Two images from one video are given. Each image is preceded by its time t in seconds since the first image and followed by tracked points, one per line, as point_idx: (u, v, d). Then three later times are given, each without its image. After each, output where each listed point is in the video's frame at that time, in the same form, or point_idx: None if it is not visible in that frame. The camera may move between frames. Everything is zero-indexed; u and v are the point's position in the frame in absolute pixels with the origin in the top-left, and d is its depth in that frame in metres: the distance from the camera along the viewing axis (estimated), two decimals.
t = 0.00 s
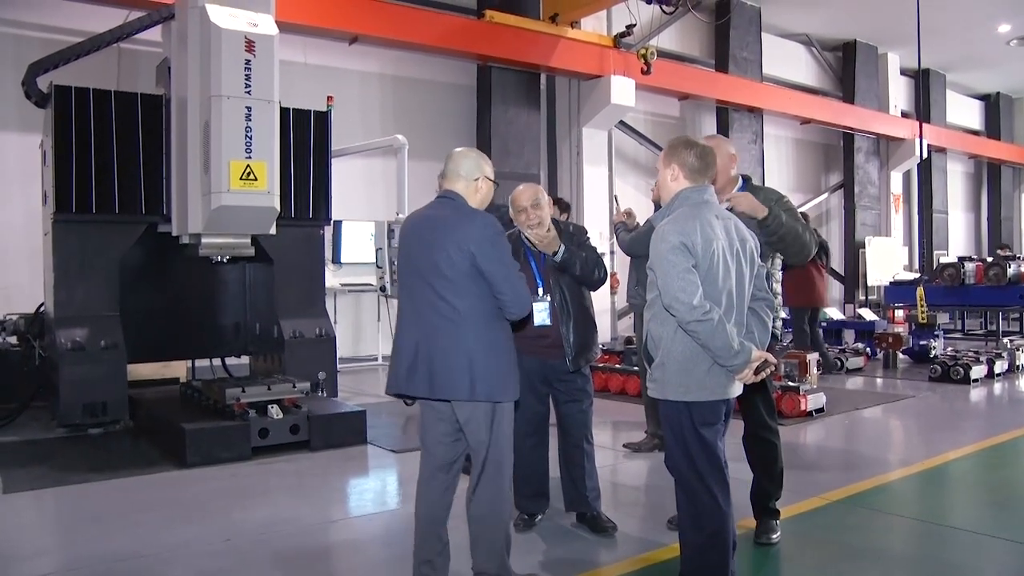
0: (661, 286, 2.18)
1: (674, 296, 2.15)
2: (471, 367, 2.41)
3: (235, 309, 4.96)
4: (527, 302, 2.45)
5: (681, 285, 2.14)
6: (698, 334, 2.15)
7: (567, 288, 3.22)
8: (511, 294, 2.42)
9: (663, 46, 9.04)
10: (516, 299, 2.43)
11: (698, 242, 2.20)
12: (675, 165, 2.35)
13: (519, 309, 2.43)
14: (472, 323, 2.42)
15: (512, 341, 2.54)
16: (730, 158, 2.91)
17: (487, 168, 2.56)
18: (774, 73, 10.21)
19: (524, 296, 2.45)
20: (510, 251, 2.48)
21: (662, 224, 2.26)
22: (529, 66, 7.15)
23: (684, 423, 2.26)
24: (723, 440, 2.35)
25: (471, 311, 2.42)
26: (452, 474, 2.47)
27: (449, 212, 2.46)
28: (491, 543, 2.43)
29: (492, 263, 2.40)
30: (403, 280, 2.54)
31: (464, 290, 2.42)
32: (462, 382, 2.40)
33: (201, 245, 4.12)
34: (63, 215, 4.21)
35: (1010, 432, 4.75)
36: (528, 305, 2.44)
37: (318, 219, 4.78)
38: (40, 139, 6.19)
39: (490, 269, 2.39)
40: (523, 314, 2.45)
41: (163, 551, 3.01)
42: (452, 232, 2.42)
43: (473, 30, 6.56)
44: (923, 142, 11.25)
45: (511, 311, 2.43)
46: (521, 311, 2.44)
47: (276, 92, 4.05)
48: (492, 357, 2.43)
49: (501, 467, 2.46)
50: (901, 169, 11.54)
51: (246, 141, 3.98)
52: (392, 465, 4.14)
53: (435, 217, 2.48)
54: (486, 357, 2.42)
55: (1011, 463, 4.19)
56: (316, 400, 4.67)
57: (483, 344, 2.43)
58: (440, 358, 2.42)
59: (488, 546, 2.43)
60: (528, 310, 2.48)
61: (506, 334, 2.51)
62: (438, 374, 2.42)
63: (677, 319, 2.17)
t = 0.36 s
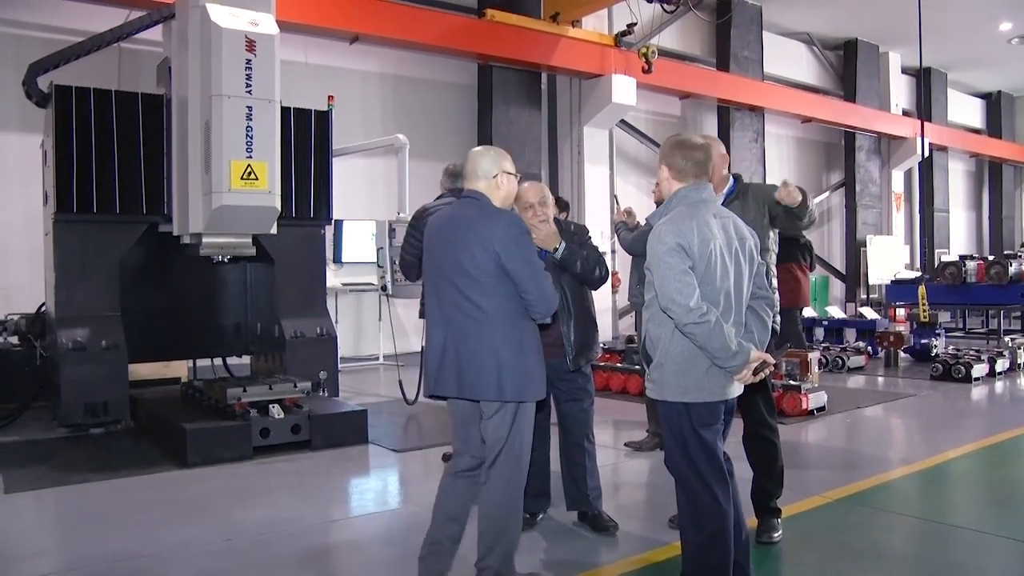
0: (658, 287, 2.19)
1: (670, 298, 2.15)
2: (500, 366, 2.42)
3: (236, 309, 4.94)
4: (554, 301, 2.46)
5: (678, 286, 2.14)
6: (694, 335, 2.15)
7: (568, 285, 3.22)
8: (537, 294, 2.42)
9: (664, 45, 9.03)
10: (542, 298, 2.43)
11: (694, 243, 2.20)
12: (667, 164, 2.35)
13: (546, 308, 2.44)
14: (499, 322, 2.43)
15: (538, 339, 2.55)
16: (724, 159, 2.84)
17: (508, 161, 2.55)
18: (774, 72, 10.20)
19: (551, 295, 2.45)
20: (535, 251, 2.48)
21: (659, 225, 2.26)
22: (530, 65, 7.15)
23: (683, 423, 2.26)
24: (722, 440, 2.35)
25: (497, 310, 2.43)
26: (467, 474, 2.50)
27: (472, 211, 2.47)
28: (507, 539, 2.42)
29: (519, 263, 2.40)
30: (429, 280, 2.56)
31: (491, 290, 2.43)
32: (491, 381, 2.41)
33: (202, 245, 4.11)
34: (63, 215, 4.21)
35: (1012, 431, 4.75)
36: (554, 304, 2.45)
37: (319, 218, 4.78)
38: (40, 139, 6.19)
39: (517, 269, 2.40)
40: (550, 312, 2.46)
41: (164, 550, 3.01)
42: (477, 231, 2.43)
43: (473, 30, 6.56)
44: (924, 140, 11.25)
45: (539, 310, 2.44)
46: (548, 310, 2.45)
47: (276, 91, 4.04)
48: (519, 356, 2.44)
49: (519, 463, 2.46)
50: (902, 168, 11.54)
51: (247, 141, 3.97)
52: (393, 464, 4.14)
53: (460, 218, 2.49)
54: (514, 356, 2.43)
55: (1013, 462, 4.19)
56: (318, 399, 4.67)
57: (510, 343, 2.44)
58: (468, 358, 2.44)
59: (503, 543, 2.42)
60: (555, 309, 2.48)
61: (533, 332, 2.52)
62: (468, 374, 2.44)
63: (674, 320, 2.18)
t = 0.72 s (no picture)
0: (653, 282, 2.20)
1: (662, 291, 2.16)
2: (497, 364, 2.41)
3: (237, 307, 4.93)
4: (556, 301, 2.43)
5: (673, 284, 2.14)
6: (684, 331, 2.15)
7: (571, 284, 3.22)
8: (538, 292, 2.41)
9: (664, 42, 9.02)
10: (543, 297, 2.41)
11: (692, 241, 2.20)
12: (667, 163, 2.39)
13: (547, 307, 2.42)
14: (500, 320, 2.43)
15: (545, 339, 2.53)
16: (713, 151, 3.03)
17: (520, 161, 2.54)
18: (775, 69, 10.18)
19: (553, 294, 2.43)
20: (540, 250, 2.47)
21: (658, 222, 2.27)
22: (530, 63, 7.14)
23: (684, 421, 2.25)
24: (721, 439, 2.34)
25: (497, 307, 2.43)
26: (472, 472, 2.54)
27: (481, 209, 2.50)
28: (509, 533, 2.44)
29: (520, 261, 2.39)
30: (439, 276, 2.60)
31: (492, 287, 2.43)
32: (487, 378, 2.41)
33: (202, 243, 4.11)
34: (64, 215, 4.21)
35: (1015, 427, 4.74)
36: (556, 306, 2.42)
37: (319, 216, 4.77)
38: (41, 137, 6.19)
39: (517, 267, 2.39)
40: (551, 311, 2.43)
41: (165, 549, 3.01)
42: (483, 228, 2.46)
43: (473, 28, 6.55)
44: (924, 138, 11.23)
45: (539, 309, 2.42)
46: (550, 310, 2.43)
47: (276, 89, 4.04)
48: (517, 355, 2.43)
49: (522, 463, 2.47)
50: (902, 165, 11.53)
51: (247, 139, 3.97)
52: (394, 462, 4.15)
53: (470, 215, 2.52)
54: (513, 354, 2.43)
55: (1014, 459, 4.18)
56: (319, 397, 4.66)
57: (509, 341, 2.43)
58: (466, 353, 2.45)
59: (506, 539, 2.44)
60: (558, 309, 2.45)
61: (538, 332, 2.50)
62: (466, 370, 2.45)
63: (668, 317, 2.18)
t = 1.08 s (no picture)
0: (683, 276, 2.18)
1: (693, 285, 2.15)
2: (469, 356, 2.46)
3: (238, 304, 4.87)
4: (520, 297, 2.38)
5: (703, 279, 2.13)
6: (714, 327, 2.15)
7: (573, 284, 3.26)
8: (502, 288, 2.39)
9: (664, 39, 9.00)
10: (508, 293, 2.38)
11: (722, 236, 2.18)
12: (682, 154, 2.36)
13: (511, 303, 2.38)
14: (476, 314, 2.47)
15: (528, 336, 2.50)
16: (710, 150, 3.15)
17: (518, 158, 2.57)
18: (775, 65, 10.17)
19: (519, 291, 2.39)
20: (511, 245, 2.44)
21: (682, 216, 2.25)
22: (530, 59, 7.13)
23: (699, 413, 2.25)
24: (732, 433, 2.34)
25: (473, 301, 2.47)
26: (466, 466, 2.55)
27: (469, 206, 2.55)
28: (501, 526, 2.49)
29: (487, 256, 2.40)
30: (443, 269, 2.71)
31: (470, 281, 2.48)
32: (459, 370, 2.47)
33: (202, 240, 4.11)
34: (65, 212, 4.20)
35: (1016, 424, 4.73)
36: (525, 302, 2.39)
37: (319, 213, 4.76)
38: (41, 135, 6.19)
39: (483, 261, 2.41)
40: (515, 307, 2.39)
41: (166, 547, 3.01)
42: (465, 224, 2.51)
43: (473, 24, 6.53)
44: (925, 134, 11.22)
45: (504, 305, 2.39)
46: (514, 306, 2.39)
47: (277, 85, 4.03)
48: (490, 350, 2.44)
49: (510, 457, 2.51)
50: (903, 161, 11.51)
51: (247, 136, 3.97)
52: (395, 458, 4.15)
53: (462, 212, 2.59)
54: (485, 347, 2.45)
55: (1015, 455, 4.18)
56: (319, 394, 4.66)
57: (482, 335, 2.46)
58: (450, 344, 2.54)
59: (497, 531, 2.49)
60: (526, 307, 2.40)
61: (518, 330, 2.48)
62: (449, 361, 2.54)
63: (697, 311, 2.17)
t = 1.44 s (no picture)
0: (783, 266, 2.18)
1: (797, 279, 2.18)
2: (453, 346, 2.55)
3: (238, 302, 4.86)
4: (498, 291, 2.43)
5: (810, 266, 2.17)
6: (807, 321, 2.22)
7: (571, 280, 3.28)
8: (482, 281, 2.45)
9: (664, 36, 8.99)
10: (487, 287, 2.44)
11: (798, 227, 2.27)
12: (719, 151, 2.31)
13: (489, 297, 2.44)
14: (463, 307, 2.57)
15: (511, 332, 2.55)
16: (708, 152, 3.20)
17: (517, 159, 2.58)
18: (775, 63, 10.17)
19: (498, 285, 2.44)
20: (493, 240, 2.49)
21: (753, 213, 2.26)
22: (529, 57, 7.12)
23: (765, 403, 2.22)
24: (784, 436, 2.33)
25: (460, 298, 2.57)
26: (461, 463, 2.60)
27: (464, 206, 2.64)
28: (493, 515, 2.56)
29: (471, 250, 2.48)
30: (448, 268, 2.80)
31: (459, 276, 2.58)
32: (443, 359, 2.57)
33: (202, 238, 4.10)
34: (63, 210, 4.20)
35: (1017, 421, 4.73)
36: (503, 296, 2.44)
37: (320, 211, 4.75)
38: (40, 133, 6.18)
39: (467, 254, 2.49)
40: (494, 301, 2.45)
41: (167, 544, 3.01)
42: (456, 223, 2.60)
43: (473, 22, 6.52)
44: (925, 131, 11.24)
45: (483, 297, 2.46)
46: (493, 299, 2.44)
47: (276, 84, 4.03)
48: (473, 345, 2.52)
49: (499, 451, 2.57)
50: (902, 159, 11.51)
51: (247, 134, 3.97)
52: (395, 456, 4.16)
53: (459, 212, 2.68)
54: (468, 339, 2.53)
55: (1014, 452, 4.19)
56: (319, 392, 4.66)
57: (466, 328, 2.54)
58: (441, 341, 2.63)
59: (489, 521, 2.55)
60: (504, 301, 2.45)
61: (502, 324, 2.54)
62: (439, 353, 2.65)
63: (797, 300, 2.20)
